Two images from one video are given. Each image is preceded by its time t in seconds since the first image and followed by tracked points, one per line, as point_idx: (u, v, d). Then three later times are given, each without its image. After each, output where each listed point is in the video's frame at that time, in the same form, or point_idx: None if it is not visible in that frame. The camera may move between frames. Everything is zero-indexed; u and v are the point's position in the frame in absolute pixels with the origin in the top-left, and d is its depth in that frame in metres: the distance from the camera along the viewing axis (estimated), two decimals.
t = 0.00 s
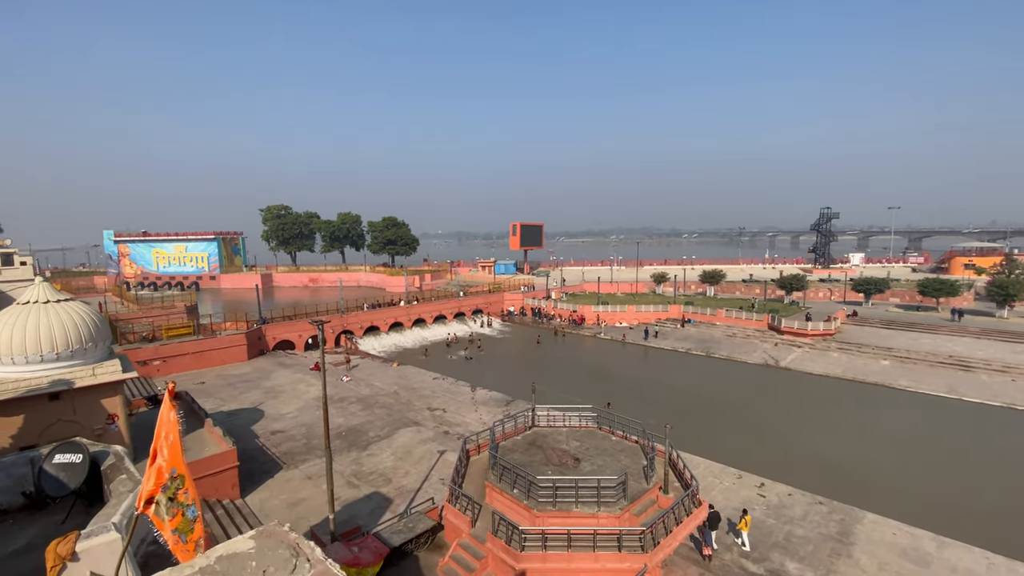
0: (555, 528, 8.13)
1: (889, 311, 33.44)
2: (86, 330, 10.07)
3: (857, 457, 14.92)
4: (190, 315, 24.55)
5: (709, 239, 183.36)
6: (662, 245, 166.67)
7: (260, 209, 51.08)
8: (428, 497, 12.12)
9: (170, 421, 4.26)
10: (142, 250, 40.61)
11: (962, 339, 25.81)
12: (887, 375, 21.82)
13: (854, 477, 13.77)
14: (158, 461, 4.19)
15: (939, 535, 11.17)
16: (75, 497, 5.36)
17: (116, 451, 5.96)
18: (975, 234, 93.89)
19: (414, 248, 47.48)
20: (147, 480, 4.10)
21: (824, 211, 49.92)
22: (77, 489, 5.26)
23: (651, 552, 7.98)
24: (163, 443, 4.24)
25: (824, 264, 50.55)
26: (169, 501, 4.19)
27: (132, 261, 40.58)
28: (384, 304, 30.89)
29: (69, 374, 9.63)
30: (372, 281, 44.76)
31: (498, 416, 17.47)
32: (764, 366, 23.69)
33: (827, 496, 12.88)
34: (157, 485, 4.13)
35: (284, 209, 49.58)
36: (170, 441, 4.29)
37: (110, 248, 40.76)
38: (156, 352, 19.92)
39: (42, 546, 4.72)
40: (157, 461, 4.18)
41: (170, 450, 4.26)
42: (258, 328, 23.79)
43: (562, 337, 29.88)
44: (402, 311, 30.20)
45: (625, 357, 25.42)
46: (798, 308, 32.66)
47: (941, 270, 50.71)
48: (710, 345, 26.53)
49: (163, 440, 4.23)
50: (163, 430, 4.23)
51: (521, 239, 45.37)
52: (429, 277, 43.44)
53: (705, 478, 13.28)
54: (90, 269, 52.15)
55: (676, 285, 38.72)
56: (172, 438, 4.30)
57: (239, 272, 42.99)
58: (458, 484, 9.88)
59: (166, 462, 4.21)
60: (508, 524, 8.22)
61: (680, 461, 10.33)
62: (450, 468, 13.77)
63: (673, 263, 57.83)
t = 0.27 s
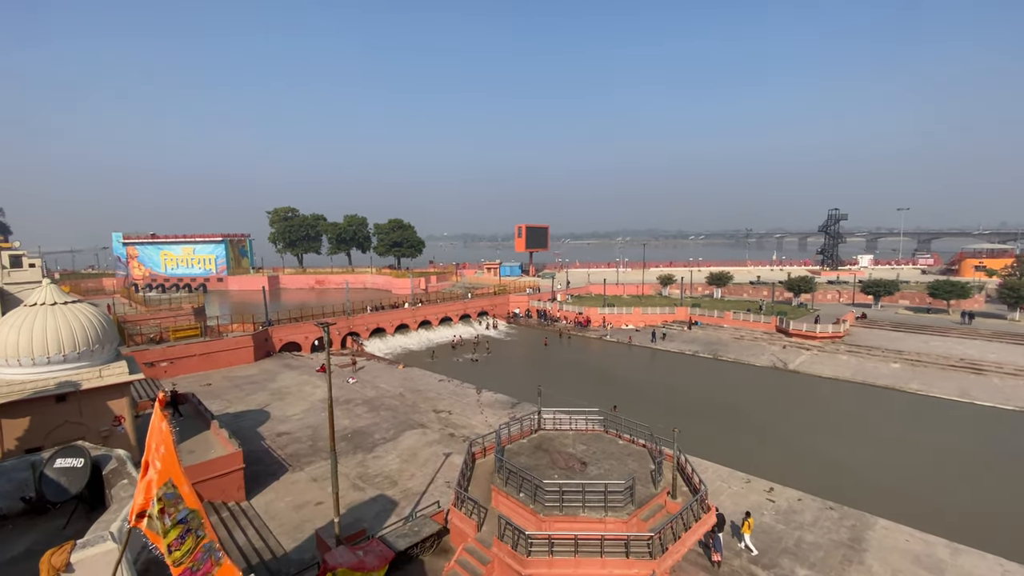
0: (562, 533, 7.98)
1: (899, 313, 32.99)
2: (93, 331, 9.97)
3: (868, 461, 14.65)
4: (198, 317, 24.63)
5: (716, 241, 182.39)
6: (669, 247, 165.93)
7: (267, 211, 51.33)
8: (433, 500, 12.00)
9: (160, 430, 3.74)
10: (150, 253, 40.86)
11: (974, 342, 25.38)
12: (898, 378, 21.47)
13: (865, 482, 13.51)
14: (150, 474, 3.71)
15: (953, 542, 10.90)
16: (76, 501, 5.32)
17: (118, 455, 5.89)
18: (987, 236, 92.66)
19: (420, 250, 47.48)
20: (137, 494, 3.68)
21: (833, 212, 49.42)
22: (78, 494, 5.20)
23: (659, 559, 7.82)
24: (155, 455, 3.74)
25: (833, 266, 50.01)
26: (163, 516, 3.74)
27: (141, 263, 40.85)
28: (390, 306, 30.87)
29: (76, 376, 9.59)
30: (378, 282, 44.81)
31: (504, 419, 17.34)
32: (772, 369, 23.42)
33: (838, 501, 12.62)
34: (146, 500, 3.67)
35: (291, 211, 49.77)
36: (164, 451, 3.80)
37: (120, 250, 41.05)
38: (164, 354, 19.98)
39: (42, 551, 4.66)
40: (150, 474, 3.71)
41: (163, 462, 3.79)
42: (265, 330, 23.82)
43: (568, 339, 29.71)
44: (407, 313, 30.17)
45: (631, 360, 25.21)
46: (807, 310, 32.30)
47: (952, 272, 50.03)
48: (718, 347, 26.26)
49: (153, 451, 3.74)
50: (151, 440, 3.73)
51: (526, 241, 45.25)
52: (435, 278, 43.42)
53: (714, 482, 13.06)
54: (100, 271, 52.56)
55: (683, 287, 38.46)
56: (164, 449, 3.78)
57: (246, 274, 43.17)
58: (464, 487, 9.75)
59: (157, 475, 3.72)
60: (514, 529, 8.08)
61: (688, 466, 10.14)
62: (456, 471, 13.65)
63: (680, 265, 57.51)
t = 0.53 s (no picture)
0: (572, 540, 7.81)
1: (913, 316, 32.40)
2: (105, 335, 9.98)
3: (883, 466, 14.29)
4: (209, 320, 24.77)
5: (725, 244, 181.03)
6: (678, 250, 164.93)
7: (277, 216, 51.68)
8: (442, 505, 11.89)
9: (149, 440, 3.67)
10: (163, 256, 41.25)
11: (992, 346, 24.80)
12: (913, 383, 21.01)
13: (879, 488, 13.19)
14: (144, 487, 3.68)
15: (973, 550, 10.58)
16: (82, 507, 5.29)
17: (124, 460, 5.82)
18: (1003, 238, 90.90)
19: (428, 254, 47.54)
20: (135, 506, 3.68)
21: (844, 215, 48.79)
22: (82, 500, 5.17)
23: (670, 567, 7.63)
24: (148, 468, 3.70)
25: (845, 268, 49.34)
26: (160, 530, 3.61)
27: (154, 266, 41.25)
28: (398, 309, 30.89)
29: (87, 380, 9.61)
30: (387, 286, 44.90)
31: (512, 423, 17.20)
32: (784, 373, 23.06)
33: (852, 507, 12.31)
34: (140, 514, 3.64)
35: (301, 216, 50.08)
36: (156, 465, 3.73)
37: (133, 254, 41.50)
38: (175, 357, 20.08)
39: (45, 558, 4.61)
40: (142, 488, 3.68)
41: (151, 476, 3.66)
42: (275, 333, 23.89)
43: (576, 342, 29.51)
44: (416, 316, 30.18)
45: (641, 363, 24.95)
46: (819, 314, 31.82)
47: (967, 275, 49.13)
48: (729, 351, 25.91)
49: (144, 465, 3.73)
50: (142, 454, 3.74)
51: (534, 244, 45.13)
52: (443, 282, 43.43)
53: (725, 488, 12.81)
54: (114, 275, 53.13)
55: (692, 290, 38.10)
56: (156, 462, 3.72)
57: (257, 278, 43.45)
58: (472, 492, 9.61)
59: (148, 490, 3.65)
60: (523, 535, 7.94)
61: (700, 472, 9.93)
62: (464, 476, 13.54)
63: (689, 268, 57.06)
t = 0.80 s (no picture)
0: (583, 548, 7.69)
1: (932, 321, 31.73)
2: (121, 339, 10.09)
3: (902, 475, 13.94)
4: (223, 324, 25.07)
5: (738, 247, 179.33)
6: (690, 254, 163.64)
7: (291, 221, 52.26)
8: (452, 511, 11.82)
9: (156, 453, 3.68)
10: (179, 261, 41.86)
11: (1014, 352, 24.17)
12: (933, 389, 20.53)
13: (898, 497, 12.85)
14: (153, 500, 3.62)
15: (996, 562, 10.24)
16: (95, 512, 5.33)
17: (138, 465, 5.68)
18: None
19: (438, 258, 47.65)
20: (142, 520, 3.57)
21: (859, 217, 48.05)
22: (97, 504, 5.20)
23: None
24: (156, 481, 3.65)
25: (861, 272, 48.51)
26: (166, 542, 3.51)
27: (170, 271, 41.88)
28: (409, 314, 31.00)
29: (104, 383, 9.71)
30: (398, 290, 45.11)
31: (523, 428, 17.11)
32: (799, 379, 22.69)
33: (870, 516, 12.02)
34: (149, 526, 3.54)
35: (314, 221, 50.59)
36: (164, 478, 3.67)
37: (150, 260, 42.21)
38: (189, 361, 20.33)
39: (59, 562, 4.62)
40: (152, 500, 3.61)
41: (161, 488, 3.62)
42: (288, 337, 24.08)
43: (587, 347, 29.35)
44: (426, 320, 30.24)
45: (653, 368, 24.71)
46: (834, 318, 31.31)
47: (987, 278, 48.04)
48: (743, 356, 25.56)
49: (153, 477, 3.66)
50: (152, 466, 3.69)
51: (545, 248, 45.04)
52: (454, 286, 43.52)
53: (740, 496, 12.59)
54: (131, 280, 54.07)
55: (705, 294, 37.74)
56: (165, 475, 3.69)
57: (270, 282, 43.93)
58: (482, 499, 9.53)
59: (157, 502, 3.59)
60: (533, 543, 7.84)
61: (714, 480, 9.73)
62: (475, 481, 13.47)
63: (701, 272, 56.53)
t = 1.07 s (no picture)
0: (596, 557, 7.57)
1: (953, 327, 30.98)
2: (140, 344, 10.27)
3: (924, 484, 13.58)
4: (238, 329, 25.40)
5: (752, 252, 177.33)
6: (703, 258, 162.17)
7: (305, 227, 52.89)
8: (464, 517, 11.78)
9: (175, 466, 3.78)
10: (196, 267, 42.51)
11: None
12: (955, 397, 20.00)
13: (920, 507, 12.52)
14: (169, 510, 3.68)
15: None
16: (114, 516, 5.39)
17: (153, 471, 5.76)
18: None
19: (450, 264, 47.80)
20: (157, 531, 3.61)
21: (877, 221, 47.19)
22: (115, 508, 5.27)
23: None
24: (172, 492, 3.70)
25: (879, 276, 47.56)
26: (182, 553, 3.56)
27: (187, 277, 42.52)
28: (421, 318, 31.12)
29: (123, 387, 9.90)
30: (410, 295, 45.34)
31: (535, 434, 17.01)
32: (816, 386, 22.28)
33: (890, 527, 11.71)
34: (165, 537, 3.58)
35: (328, 227, 51.14)
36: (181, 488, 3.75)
37: (168, 266, 42.99)
38: (206, 365, 20.60)
39: (79, 565, 4.68)
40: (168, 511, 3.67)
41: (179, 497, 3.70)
42: (301, 342, 24.29)
43: (599, 352, 29.17)
44: (438, 325, 30.33)
45: (666, 374, 24.46)
46: (851, 323, 30.73)
47: (1011, 283, 46.79)
48: (758, 362, 25.18)
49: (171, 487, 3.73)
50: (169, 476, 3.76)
51: (556, 253, 44.92)
52: (466, 291, 43.60)
53: (756, 505, 12.35)
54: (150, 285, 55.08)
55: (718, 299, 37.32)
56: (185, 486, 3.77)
57: (285, 287, 44.44)
58: (494, 505, 9.47)
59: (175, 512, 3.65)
60: (546, 551, 7.78)
61: (730, 489, 9.54)
62: (486, 487, 13.41)
63: (714, 276, 55.96)
